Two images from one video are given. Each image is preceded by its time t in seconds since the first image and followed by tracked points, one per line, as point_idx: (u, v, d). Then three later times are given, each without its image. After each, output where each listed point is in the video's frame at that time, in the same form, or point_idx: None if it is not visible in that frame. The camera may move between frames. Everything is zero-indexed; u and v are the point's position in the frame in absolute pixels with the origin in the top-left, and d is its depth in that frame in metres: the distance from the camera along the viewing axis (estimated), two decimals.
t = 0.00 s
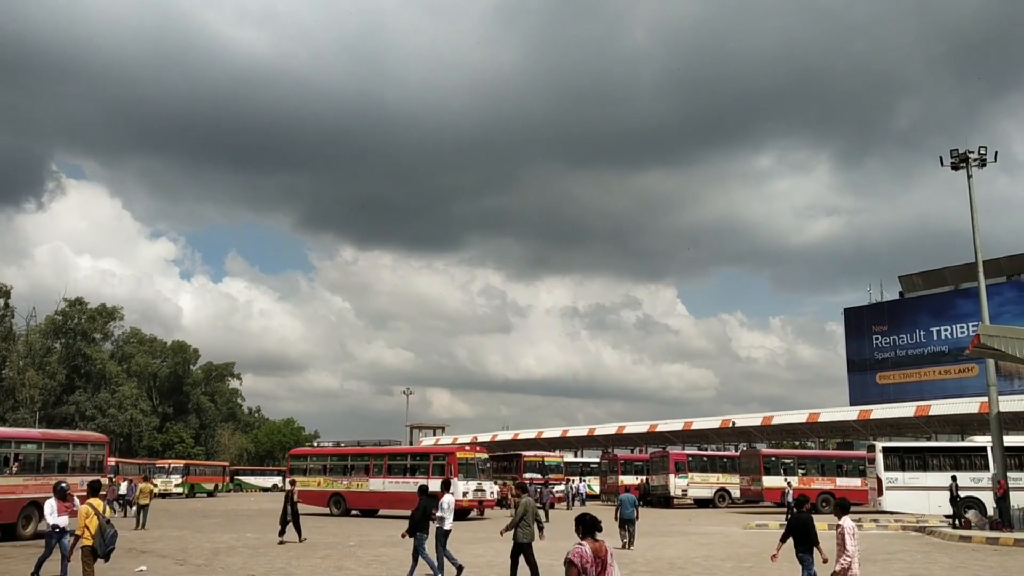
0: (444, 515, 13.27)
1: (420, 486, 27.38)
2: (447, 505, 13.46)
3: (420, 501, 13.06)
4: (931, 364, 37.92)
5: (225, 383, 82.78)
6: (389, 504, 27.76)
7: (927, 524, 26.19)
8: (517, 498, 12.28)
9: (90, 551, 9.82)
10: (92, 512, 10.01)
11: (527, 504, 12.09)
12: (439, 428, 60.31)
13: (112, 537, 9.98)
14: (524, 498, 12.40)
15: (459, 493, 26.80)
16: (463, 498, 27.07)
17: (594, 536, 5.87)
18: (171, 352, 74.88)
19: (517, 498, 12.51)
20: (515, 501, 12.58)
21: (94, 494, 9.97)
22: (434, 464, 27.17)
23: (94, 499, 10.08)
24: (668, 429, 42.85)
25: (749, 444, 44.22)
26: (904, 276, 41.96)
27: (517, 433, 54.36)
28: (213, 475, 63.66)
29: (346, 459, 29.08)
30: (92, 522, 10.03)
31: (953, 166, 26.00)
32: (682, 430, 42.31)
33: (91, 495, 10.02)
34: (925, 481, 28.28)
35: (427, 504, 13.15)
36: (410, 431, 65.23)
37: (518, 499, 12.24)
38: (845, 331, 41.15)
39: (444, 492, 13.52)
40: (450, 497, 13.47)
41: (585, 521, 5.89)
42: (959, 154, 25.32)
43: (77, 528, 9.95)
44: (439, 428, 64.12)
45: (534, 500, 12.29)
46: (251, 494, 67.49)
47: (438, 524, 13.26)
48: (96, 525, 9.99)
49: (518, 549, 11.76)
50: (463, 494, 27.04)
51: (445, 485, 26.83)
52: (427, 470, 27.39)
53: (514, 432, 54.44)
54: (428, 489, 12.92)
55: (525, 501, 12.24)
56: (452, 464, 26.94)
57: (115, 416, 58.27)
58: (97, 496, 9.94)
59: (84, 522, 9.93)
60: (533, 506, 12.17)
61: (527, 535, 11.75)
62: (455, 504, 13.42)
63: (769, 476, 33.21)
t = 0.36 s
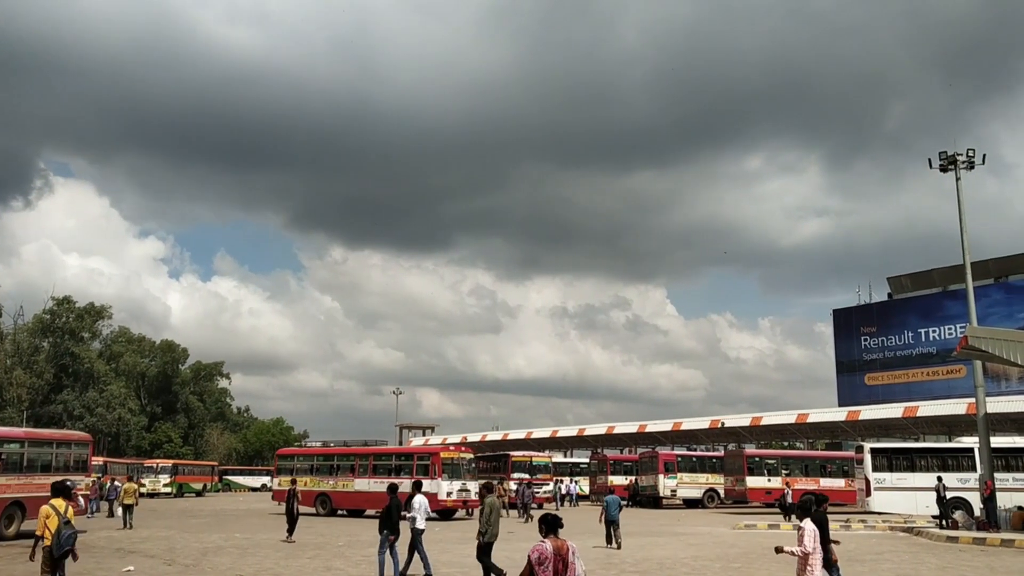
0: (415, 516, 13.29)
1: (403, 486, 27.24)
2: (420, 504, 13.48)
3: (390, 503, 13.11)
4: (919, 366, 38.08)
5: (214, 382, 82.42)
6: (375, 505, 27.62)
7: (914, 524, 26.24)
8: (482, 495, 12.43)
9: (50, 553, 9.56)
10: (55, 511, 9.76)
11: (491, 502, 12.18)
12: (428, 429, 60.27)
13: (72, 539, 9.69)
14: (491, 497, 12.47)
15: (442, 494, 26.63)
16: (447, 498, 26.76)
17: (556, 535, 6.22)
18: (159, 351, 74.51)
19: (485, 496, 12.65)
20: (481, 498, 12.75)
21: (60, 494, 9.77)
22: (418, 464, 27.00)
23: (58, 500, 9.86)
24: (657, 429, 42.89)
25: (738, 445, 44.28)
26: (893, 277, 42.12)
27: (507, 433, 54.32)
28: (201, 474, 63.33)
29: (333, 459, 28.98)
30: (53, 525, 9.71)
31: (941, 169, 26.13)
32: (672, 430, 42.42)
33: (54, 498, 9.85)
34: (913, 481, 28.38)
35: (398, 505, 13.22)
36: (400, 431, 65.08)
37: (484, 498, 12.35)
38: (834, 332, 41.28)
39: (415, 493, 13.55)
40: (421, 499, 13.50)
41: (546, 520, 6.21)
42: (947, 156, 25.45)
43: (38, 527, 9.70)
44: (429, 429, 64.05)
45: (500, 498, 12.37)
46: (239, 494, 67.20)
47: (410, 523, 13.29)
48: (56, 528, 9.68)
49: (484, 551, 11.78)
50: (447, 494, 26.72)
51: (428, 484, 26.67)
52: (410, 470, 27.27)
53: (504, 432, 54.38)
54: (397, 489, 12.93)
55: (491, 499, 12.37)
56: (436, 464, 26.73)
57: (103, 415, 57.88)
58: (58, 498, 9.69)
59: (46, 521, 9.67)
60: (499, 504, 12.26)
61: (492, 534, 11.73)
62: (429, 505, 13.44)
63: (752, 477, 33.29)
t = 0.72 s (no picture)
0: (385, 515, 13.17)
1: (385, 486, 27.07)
2: (391, 504, 13.31)
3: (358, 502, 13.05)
4: (905, 366, 38.23)
5: (201, 381, 81.92)
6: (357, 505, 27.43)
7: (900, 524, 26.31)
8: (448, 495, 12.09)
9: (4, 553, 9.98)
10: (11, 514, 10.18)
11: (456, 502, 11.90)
12: (416, 429, 60.08)
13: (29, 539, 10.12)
14: (458, 496, 12.17)
15: (425, 494, 26.45)
16: (428, 498, 26.56)
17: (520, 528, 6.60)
18: (146, 350, 74.00)
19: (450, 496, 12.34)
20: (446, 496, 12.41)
21: (15, 495, 10.23)
22: (400, 463, 26.87)
23: (14, 501, 10.27)
24: (644, 429, 42.89)
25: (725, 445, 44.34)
26: (879, 278, 42.27)
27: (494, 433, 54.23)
28: (187, 474, 62.87)
29: (316, 459, 28.81)
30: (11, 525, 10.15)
31: (928, 170, 26.18)
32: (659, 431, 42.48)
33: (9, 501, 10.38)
34: (898, 482, 28.47)
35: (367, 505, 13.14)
36: (387, 431, 64.83)
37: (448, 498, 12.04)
38: (820, 333, 41.40)
39: (386, 491, 13.38)
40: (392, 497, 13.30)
41: (513, 515, 6.57)
42: (933, 157, 25.50)
43: None
44: (416, 428, 63.91)
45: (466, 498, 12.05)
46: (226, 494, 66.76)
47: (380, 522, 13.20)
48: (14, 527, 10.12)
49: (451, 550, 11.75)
50: (428, 494, 26.51)
51: (409, 484, 26.53)
52: (392, 470, 27.12)
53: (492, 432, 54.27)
54: (363, 489, 12.86)
55: (457, 498, 12.09)
56: (417, 464, 26.59)
57: (88, 415, 57.35)
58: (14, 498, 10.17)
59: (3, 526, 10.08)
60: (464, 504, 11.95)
61: (461, 532, 11.70)
62: (399, 505, 13.26)
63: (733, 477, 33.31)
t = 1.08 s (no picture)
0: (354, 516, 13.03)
1: (367, 486, 26.93)
2: (361, 504, 13.12)
3: (327, 502, 12.94)
4: (890, 367, 38.40)
5: (187, 380, 81.45)
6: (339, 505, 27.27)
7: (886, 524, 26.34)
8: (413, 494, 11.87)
9: None
10: None
11: (420, 502, 11.65)
12: (404, 428, 60.02)
13: None
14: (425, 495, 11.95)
15: (406, 494, 26.25)
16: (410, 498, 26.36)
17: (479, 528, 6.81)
18: (131, 349, 73.47)
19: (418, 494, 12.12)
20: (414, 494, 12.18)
21: None
22: (382, 463, 26.71)
23: None
24: (631, 429, 42.93)
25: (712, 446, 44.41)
26: (866, 280, 42.47)
27: (482, 433, 54.18)
28: (173, 474, 62.44)
29: (300, 458, 28.66)
30: None
31: (914, 172, 26.28)
32: (647, 431, 42.56)
33: None
34: (884, 482, 28.58)
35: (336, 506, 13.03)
36: (375, 430, 64.63)
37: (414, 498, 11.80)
38: (807, 334, 41.55)
39: (356, 491, 13.21)
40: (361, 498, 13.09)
41: (468, 513, 6.84)
42: (919, 159, 25.59)
43: None
44: (404, 428, 63.74)
45: (432, 498, 11.76)
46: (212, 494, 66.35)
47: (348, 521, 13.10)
48: None
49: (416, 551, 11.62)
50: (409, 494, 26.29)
51: (391, 484, 26.37)
52: (374, 470, 26.96)
53: (479, 432, 54.23)
54: (333, 489, 12.81)
55: (423, 498, 11.82)
56: (399, 464, 26.44)
57: (73, 414, 56.88)
58: None
59: None
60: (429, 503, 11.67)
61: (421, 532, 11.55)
62: (368, 505, 13.03)
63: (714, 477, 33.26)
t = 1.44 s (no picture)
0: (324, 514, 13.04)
1: (350, 486, 26.69)
2: (329, 503, 13.17)
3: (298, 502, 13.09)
4: (877, 368, 38.53)
5: (174, 380, 80.91)
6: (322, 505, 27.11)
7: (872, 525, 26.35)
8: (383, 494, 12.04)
9: None
10: None
11: (389, 502, 11.83)
12: (392, 428, 59.84)
13: None
14: (393, 495, 12.08)
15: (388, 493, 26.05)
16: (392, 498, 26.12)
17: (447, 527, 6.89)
18: (117, 348, 72.89)
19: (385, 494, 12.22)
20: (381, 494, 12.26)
21: None
22: (364, 463, 26.52)
23: None
24: (619, 429, 42.92)
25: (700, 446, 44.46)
26: (853, 280, 42.62)
27: (470, 433, 54.09)
28: (159, 473, 61.98)
29: (284, 458, 28.50)
30: None
31: (901, 174, 26.36)
32: (634, 430, 42.55)
33: None
34: (870, 481, 28.65)
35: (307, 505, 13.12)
36: (362, 430, 64.38)
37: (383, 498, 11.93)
38: (794, 334, 41.66)
39: (327, 491, 13.34)
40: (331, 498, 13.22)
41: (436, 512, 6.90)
42: (906, 161, 25.67)
43: None
44: (391, 428, 63.57)
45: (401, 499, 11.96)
46: (198, 493, 65.94)
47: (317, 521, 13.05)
48: None
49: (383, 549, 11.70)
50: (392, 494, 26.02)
51: (373, 484, 26.08)
52: (357, 470, 26.72)
53: (467, 431, 54.13)
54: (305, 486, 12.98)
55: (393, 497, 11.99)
56: (381, 464, 26.13)
57: (59, 413, 56.38)
58: None
59: None
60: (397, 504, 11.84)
61: (390, 531, 11.65)
62: (337, 504, 13.09)
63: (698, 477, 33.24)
